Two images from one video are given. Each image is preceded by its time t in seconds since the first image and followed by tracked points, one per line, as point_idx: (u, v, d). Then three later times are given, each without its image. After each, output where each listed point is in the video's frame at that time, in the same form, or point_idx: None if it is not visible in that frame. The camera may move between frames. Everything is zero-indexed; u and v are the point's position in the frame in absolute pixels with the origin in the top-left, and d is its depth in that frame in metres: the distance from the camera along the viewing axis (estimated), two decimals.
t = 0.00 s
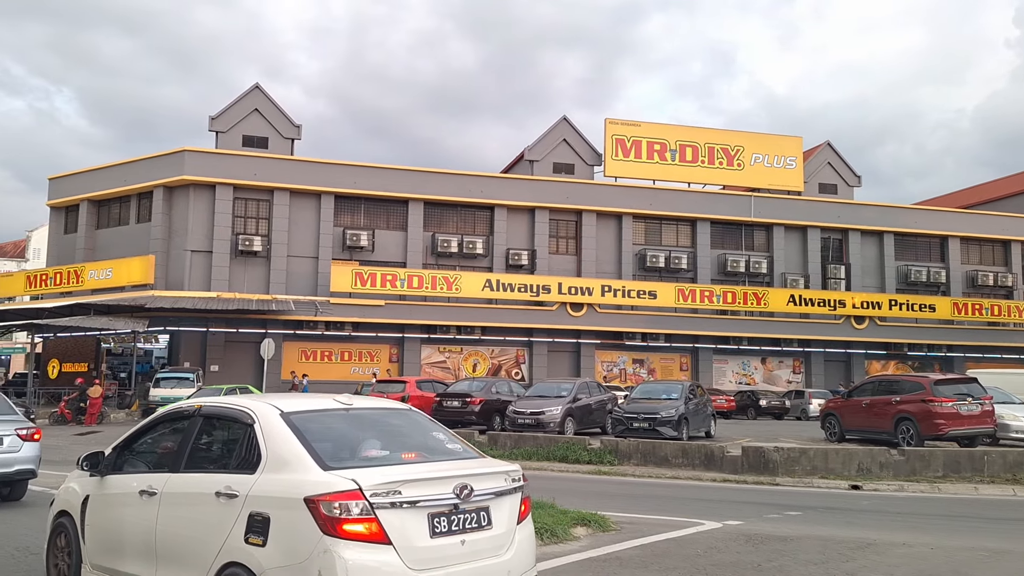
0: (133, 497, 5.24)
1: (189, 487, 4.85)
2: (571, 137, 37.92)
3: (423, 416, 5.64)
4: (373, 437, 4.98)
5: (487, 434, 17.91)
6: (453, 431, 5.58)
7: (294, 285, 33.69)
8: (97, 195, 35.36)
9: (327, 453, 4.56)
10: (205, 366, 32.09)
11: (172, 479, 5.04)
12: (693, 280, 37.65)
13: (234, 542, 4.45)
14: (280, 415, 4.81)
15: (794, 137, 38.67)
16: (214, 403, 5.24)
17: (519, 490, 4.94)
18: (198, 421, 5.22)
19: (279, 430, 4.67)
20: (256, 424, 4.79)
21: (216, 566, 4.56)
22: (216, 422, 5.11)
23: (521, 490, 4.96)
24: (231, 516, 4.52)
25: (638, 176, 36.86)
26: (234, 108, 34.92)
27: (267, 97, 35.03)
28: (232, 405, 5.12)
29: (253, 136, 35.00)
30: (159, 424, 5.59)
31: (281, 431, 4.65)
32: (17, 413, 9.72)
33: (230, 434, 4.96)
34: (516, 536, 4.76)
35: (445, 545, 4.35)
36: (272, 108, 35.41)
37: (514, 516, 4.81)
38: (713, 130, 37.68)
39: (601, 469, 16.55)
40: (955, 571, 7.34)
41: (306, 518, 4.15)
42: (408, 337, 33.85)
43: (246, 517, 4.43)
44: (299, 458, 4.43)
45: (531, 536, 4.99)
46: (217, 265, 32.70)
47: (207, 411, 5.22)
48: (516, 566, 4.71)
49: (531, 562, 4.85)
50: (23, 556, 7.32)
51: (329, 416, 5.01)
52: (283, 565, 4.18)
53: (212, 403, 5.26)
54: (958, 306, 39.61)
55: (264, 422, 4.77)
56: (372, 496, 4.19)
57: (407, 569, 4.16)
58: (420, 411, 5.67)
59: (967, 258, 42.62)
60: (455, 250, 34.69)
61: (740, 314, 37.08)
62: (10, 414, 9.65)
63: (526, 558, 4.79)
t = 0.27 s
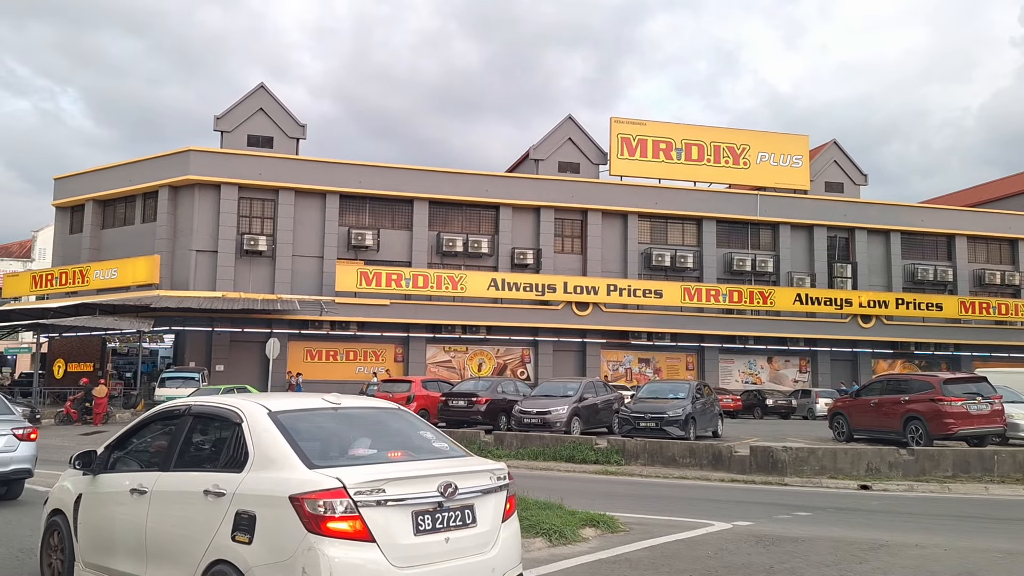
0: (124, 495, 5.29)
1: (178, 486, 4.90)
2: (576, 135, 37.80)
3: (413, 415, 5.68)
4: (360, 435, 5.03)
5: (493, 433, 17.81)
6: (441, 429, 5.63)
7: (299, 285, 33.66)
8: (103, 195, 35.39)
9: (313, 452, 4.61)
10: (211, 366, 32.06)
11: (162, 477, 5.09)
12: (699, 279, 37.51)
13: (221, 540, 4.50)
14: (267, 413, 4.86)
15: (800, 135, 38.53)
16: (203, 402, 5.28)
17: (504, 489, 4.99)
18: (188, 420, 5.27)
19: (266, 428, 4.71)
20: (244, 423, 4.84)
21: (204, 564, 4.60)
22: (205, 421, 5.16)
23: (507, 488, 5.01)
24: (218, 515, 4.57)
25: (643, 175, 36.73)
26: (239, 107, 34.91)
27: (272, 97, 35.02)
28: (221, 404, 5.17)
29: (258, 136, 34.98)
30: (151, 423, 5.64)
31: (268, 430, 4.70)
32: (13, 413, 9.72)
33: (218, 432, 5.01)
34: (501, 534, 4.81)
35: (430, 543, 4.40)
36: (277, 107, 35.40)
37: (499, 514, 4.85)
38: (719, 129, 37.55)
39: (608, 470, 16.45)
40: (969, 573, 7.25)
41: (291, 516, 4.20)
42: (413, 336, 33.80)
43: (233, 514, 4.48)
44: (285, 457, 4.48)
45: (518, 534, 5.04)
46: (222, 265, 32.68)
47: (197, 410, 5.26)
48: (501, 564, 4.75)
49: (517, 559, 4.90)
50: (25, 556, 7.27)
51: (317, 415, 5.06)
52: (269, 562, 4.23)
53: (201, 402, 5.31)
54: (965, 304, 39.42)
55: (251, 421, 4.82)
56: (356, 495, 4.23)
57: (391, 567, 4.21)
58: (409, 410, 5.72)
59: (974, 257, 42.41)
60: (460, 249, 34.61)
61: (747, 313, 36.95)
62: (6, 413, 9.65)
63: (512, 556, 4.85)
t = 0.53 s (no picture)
0: (115, 494, 5.39)
1: (166, 485, 4.98)
2: (582, 135, 37.67)
3: (399, 415, 5.76)
4: (346, 435, 5.10)
5: (500, 433, 17.69)
6: (428, 431, 5.71)
7: (305, 285, 33.61)
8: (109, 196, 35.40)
9: (298, 451, 4.67)
10: (217, 366, 32.04)
11: (151, 477, 5.18)
12: (706, 279, 37.35)
13: (207, 539, 4.57)
14: (254, 413, 4.93)
15: (807, 134, 38.35)
16: (191, 402, 5.36)
17: (488, 488, 5.07)
18: (177, 419, 5.35)
19: (253, 428, 4.79)
20: (231, 423, 4.90)
21: (190, 562, 4.67)
22: (193, 420, 5.24)
23: (491, 488, 5.09)
24: (204, 513, 4.64)
25: (649, 174, 36.56)
26: (245, 107, 34.89)
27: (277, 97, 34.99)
28: (208, 403, 5.25)
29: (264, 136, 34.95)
30: (143, 423, 5.73)
31: (254, 429, 4.77)
32: (10, 413, 9.78)
33: (205, 432, 5.09)
34: (483, 532, 4.89)
35: (412, 541, 4.46)
36: (283, 108, 35.37)
37: (482, 513, 4.94)
38: (726, 128, 37.40)
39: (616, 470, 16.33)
40: None
41: (275, 514, 4.26)
42: (418, 336, 33.71)
43: (218, 513, 4.55)
44: (270, 456, 4.55)
45: (501, 533, 5.12)
46: (228, 265, 32.65)
47: (185, 409, 5.35)
48: (484, 562, 4.83)
49: (500, 557, 4.97)
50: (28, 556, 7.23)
51: (304, 415, 5.13)
52: (253, 560, 4.29)
53: (189, 401, 5.39)
54: (973, 304, 39.16)
55: (237, 420, 4.89)
56: (340, 493, 4.30)
57: (373, 564, 4.28)
58: (395, 411, 5.79)
59: (982, 256, 42.14)
60: (466, 249, 34.53)
61: (754, 313, 36.79)
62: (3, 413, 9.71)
63: (494, 554, 4.92)
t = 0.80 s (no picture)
0: (105, 493, 5.43)
1: (154, 483, 5.03)
2: (589, 133, 37.49)
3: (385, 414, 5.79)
4: (332, 434, 5.13)
5: (508, 434, 17.52)
6: (415, 429, 5.73)
7: (311, 285, 33.52)
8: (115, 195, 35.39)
9: (282, 450, 4.70)
10: (223, 366, 31.99)
11: (140, 475, 5.22)
12: (714, 278, 37.16)
13: (193, 537, 4.59)
14: (240, 413, 4.95)
15: (815, 132, 38.15)
16: (180, 401, 5.41)
17: (473, 486, 5.10)
18: (166, 418, 5.41)
19: (238, 427, 4.81)
20: (217, 422, 4.93)
21: (176, 560, 4.70)
22: (181, 419, 5.29)
23: (476, 486, 5.12)
24: (190, 512, 4.66)
25: (656, 173, 36.36)
26: (251, 106, 34.83)
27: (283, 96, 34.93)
28: (195, 402, 5.29)
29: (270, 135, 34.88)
30: (133, 422, 5.78)
31: (240, 427, 4.80)
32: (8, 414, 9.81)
33: (193, 431, 5.13)
34: (467, 530, 4.92)
35: (396, 539, 4.49)
36: (289, 107, 35.30)
37: (466, 511, 4.97)
38: (733, 126, 37.21)
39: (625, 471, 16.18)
40: None
41: (258, 512, 4.29)
42: (425, 336, 33.60)
43: (204, 512, 4.57)
44: (255, 455, 4.57)
45: (486, 531, 5.15)
46: (234, 264, 32.60)
47: (174, 408, 5.40)
48: (468, 560, 4.86)
49: (485, 556, 5.00)
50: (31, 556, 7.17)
51: (290, 414, 5.15)
52: (237, 558, 4.32)
53: (178, 400, 5.45)
54: (983, 303, 38.88)
55: (224, 419, 4.91)
56: (322, 492, 4.32)
57: (357, 562, 4.31)
58: (382, 410, 5.82)
59: (991, 255, 41.84)
60: (472, 249, 34.41)
61: (762, 312, 36.60)
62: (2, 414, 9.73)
63: (479, 552, 4.95)
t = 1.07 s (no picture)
0: (95, 491, 5.48)
1: (141, 482, 5.09)
2: (597, 132, 37.29)
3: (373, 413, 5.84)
4: (318, 433, 5.19)
5: (517, 434, 17.35)
6: (403, 428, 5.78)
7: (318, 285, 33.43)
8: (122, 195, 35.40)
9: (267, 449, 4.76)
10: (230, 366, 31.96)
11: (129, 474, 5.28)
12: (723, 277, 36.93)
13: (179, 535, 4.66)
14: (227, 412, 5.01)
15: (825, 131, 37.91)
16: (169, 400, 5.47)
17: (459, 484, 5.16)
18: (155, 417, 5.47)
19: (225, 426, 4.87)
20: (204, 421, 4.99)
21: (162, 557, 4.76)
22: (169, 418, 5.35)
23: (462, 484, 5.17)
24: (177, 510, 4.73)
25: (664, 172, 36.15)
26: (258, 106, 34.78)
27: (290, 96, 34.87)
28: (183, 401, 5.35)
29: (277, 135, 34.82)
30: (122, 422, 5.84)
31: (226, 426, 4.86)
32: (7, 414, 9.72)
33: (180, 429, 5.19)
34: (451, 528, 4.97)
35: (379, 537, 4.55)
36: (296, 107, 35.24)
37: (451, 509, 5.02)
38: (742, 124, 36.99)
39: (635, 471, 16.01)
40: None
41: (242, 510, 4.35)
42: (432, 335, 33.49)
43: (190, 510, 4.64)
44: (240, 454, 4.64)
45: (472, 529, 5.20)
46: (242, 265, 32.56)
47: (163, 407, 5.46)
48: (453, 559, 4.92)
49: (469, 554, 5.05)
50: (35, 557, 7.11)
51: (277, 413, 5.22)
52: (222, 556, 4.38)
53: (167, 399, 5.51)
54: (994, 302, 38.54)
55: (210, 418, 4.97)
56: (306, 491, 4.37)
57: (340, 559, 4.37)
58: (370, 409, 5.87)
59: (1003, 253, 41.46)
60: (479, 249, 34.28)
61: (771, 311, 36.37)
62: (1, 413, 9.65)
63: (463, 550, 5.01)
